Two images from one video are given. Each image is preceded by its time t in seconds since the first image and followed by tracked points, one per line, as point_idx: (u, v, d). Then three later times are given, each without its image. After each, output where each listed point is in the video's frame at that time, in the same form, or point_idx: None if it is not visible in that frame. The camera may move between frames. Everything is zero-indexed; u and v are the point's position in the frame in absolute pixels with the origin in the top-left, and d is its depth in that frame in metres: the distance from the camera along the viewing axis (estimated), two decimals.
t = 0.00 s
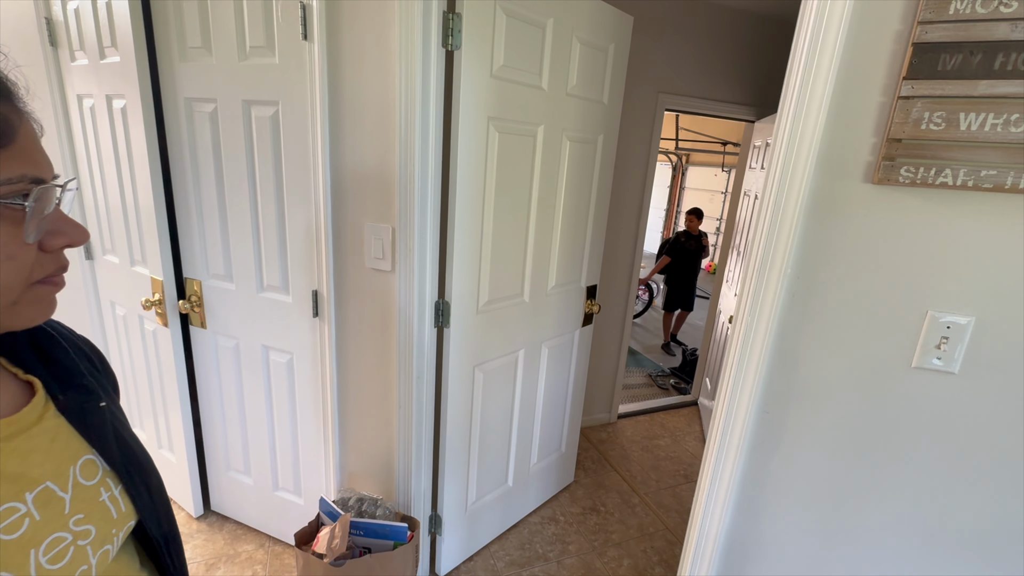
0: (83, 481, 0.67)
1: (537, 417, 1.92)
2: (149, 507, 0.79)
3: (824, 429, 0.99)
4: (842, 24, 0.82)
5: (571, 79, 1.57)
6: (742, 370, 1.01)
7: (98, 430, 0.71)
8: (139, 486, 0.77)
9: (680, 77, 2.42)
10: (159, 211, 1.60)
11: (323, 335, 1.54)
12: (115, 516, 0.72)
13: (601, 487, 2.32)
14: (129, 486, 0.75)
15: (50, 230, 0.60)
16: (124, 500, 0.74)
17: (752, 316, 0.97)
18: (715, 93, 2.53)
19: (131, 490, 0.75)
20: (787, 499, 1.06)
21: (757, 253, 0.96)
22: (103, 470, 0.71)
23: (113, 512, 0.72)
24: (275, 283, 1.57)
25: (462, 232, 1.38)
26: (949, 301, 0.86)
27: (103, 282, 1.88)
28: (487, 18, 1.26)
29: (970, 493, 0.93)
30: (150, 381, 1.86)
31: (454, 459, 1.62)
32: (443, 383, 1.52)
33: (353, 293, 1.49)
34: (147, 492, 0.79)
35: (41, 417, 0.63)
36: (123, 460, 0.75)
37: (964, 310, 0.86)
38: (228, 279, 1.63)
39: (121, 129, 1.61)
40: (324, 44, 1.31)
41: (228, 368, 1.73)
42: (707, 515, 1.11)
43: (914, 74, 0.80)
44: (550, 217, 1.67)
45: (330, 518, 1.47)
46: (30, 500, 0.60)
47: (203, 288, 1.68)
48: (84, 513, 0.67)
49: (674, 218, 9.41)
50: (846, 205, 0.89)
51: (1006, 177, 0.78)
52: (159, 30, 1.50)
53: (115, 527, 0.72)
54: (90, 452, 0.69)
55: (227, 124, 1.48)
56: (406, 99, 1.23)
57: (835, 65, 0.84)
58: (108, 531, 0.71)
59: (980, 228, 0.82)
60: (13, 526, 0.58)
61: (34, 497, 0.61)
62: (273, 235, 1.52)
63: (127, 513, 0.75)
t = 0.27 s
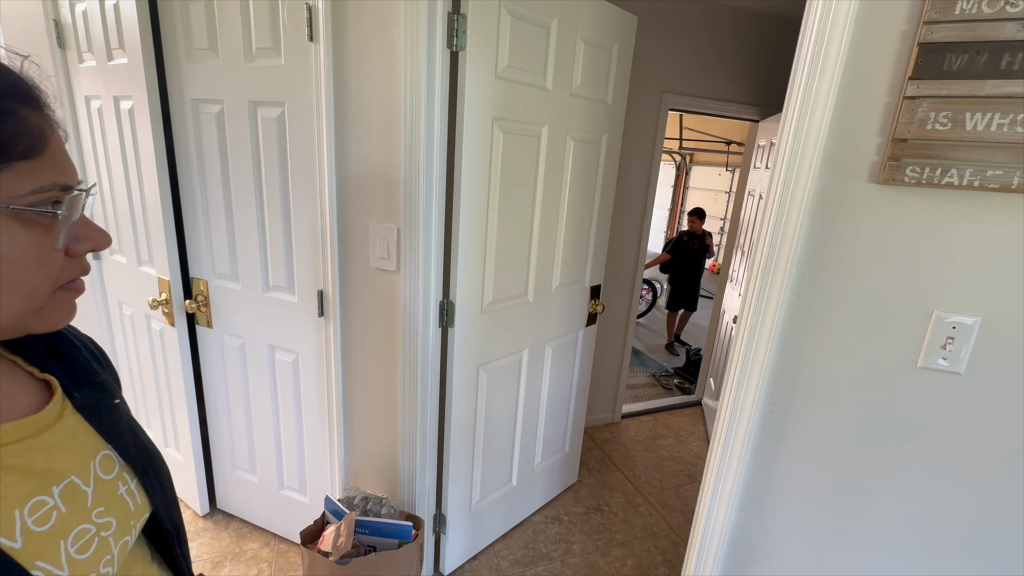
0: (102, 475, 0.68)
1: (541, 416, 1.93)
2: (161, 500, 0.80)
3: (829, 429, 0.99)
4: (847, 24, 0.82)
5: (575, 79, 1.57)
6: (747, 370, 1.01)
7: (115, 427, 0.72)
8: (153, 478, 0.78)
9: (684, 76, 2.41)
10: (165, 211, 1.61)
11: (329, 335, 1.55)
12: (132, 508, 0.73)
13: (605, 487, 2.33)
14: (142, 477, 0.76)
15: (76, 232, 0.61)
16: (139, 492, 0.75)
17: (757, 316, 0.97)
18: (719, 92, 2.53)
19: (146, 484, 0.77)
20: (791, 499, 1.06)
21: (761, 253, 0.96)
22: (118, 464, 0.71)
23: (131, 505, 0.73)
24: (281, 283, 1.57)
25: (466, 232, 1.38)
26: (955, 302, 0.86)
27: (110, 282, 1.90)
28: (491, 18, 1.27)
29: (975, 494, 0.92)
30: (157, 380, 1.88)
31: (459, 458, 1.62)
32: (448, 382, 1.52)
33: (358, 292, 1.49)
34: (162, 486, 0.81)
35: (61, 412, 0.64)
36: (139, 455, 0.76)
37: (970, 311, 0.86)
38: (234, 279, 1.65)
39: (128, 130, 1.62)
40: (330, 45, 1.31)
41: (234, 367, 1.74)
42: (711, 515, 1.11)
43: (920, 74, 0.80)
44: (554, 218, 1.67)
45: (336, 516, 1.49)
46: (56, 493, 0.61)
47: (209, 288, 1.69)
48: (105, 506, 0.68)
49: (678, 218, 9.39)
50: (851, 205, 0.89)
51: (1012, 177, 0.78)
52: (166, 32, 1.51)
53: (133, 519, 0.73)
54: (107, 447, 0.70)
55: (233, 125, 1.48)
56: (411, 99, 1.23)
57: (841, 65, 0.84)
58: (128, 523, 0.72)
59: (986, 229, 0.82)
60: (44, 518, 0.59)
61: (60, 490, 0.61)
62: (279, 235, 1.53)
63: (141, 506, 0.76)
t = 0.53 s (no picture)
0: (119, 467, 0.69)
1: (549, 415, 1.93)
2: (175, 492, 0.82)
3: (840, 430, 0.99)
4: (860, 21, 0.82)
5: (584, 78, 1.57)
6: (757, 370, 1.00)
7: (132, 422, 0.75)
8: (166, 468, 0.80)
9: (694, 75, 2.40)
10: (179, 210, 1.64)
11: (339, 333, 1.56)
12: (148, 499, 0.75)
13: (613, 486, 2.32)
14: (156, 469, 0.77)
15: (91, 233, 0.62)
16: (155, 484, 0.77)
17: (767, 316, 0.97)
18: (729, 91, 2.51)
19: (161, 474, 0.79)
20: (801, 500, 1.05)
21: (771, 253, 0.95)
22: (133, 457, 0.73)
23: (147, 497, 0.74)
24: (292, 281, 1.59)
25: (476, 231, 1.39)
26: (970, 302, 0.85)
27: (126, 280, 1.93)
28: (501, 18, 1.27)
29: (990, 497, 0.91)
30: (171, 377, 1.91)
31: (467, 456, 1.63)
32: (456, 381, 1.53)
33: (368, 291, 1.51)
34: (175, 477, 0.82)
35: (78, 406, 0.65)
36: (154, 450, 0.79)
37: (985, 311, 0.84)
38: (246, 277, 1.67)
39: (143, 131, 1.64)
40: (341, 46, 1.32)
41: (245, 364, 1.76)
42: (720, 515, 1.11)
43: (934, 71, 0.79)
44: (563, 217, 1.67)
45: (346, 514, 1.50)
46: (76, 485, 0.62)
47: (222, 286, 1.72)
48: (122, 498, 0.69)
49: (687, 218, 9.33)
50: (863, 204, 0.88)
51: None
52: (180, 33, 1.53)
53: (149, 510, 0.75)
54: (124, 440, 0.72)
55: (246, 125, 1.50)
56: (421, 99, 1.24)
57: (853, 63, 0.84)
58: (144, 514, 0.74)
59: (1002, 228, 0.80)
60: (64, 508, 0.60)
61: (79, 482, 0.63)
62: (290, 234, 1.54)
63: (157, 498, 0.77)
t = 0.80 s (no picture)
0: (130, 461, 0.71)
1: (559, 415, 1.93)
2: (186, 486, 0.83)
3: (854, 432, 0.97)
4: (877, 18, 0.80)
5: (596, 77, 1.57)
6: (769, 370, 0.99)
7: (143, 415, 0.76)
8: (179, 466, 0.81)
9: (707, 73, 2.38)
10: (196, 209, 1.66)
11: (351, 331, 1.58)
12: (159, 494, 0.76)
13: (623, 487, 2.31)
14: (168, 466, 0.79)
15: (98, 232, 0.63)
16: (166, 479, 0.78)
17: (780, 316, 0.96)
18: (743, 90, 2.48)
19: (172, 471, 0.80)
20: (814, 502, 1.04)
21: (785, 252, 0.94)
22: (145, 452, 0.75)
23: (157, 492, 0.76)
24: (305, 279, 1.61)
25: (487, 230, 1.39)
26: (989, 302, 0.83)
27: (144, 277, 1.97)
28: (513, 18, 1.27)
29: (1009, 502, 0.89)
30: (186, 373, 1.94)
31: (477, 454, 1.63)
32: (467, 379, 1.54)
33: (380, 289, 1.52)
34: (187, 473, 0.84)
35: (88, 401, 0.67)
36: (167, 445, 0.80)
37: (1005, 311, 0.83)
38: (260, 275, 1.69)
39: (161, 131, 1.67)
40: (354, 47, 1.34)
41: (259, 361, 1.79)
42: (731, 517, 1.10)
43: (953, 67, 0.77)
44: (574, 216, 1.67)
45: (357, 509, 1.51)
46: (87, 478, 0.64)
47: (237, 284, 1.74)
48: (133, 492, 0.71)
49: (699, 218, 9.25)
50: (879, 203, 0.87)
51: None
52: (198, 36, 1.56)
53: (159, 505, 0.76)
54: (135, 435, 0.74)
55: (261, 125, 1.52)
56: (433, 98, 1.25)
57: (870, 60, 0.82)
58: (154, 508, 0.75)
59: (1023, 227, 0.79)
60: (73, 502, 0.62)
61: (91, 476, 0.65)
62: (303, 233, 1.56)
63: (168, 493, 0.79)
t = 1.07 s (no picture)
0: (149, 452, 0.73)
1: (575, 413, 1.92)
2: (206, 476, 0.86)
3: (878, 434, 0.95)
4: (905, 9, 0.78)
5: (614, 73, 1.56)
6: (790, 370, 0.97)
7: (165, 406, 0.78)
8: (196, 455, 0.84)
9: (727, 69, 2.34)
10: (219, 207, 1.70)
11: (369, 327, 1.60)
12: (177, 484, 0.78)
13: (639, 487, 2.30)
14: (188, 456, 0.81)
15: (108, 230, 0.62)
16: (185, 470, 0.81)
17: (802, 315, 0.94)
18: (764, 85, 2.44)
19: (191, 461, 0.82)
20: (836, 505, 1.02)
21: (807, 250, 0.92)
22: (165, 443, 0.77)
23: (176, 482, 0.78)
24: (325, 276, 1.64)
25: (503, 227, 1.40)
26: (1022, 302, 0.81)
27: (170, 274, 2.02)
28: (531, 15, 1.27)
29: None
30: (210, 367, 1.99)
31: (493, 451, 1.64)
32: (483, 376, 1.54)
33: (397, 286, 1.53)
34: (206, 463, 0.86)
35: (111, 391, 0.70)
36: (186, 437, 0.82)
37: None
38: (281, 272, 1.72)
39: (187, 131, 1.72)
40: (373, 46, 1.35)
41: (280, 356, 1.82)
42: (749, 518, 1.08)
43: (986, 59, 0.75)
44: (591, 214, 1.66)
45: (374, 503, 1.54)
46: (106, 467, 0.66)
47: (258, 280, 1.78)
48: (151, 481, 0.73)
49: (719, 216, 9.12)
50: (905, 200, 0.85)
51: None
52: (222, 37, 1.59)
53: (178, 495, 0.78)
54: (155, 426, 0.76)
55: (282, 125, 1.55)
56: (450, 97, 1.25)
57: (898, 52, 0.80)
58: (173, 498, 0.77)
59: None
60: (93, 490, 0.64)
61: (110, 465, 0.67)
62: (323, 230, 1.59)
63: (187, 484, 0.81)
